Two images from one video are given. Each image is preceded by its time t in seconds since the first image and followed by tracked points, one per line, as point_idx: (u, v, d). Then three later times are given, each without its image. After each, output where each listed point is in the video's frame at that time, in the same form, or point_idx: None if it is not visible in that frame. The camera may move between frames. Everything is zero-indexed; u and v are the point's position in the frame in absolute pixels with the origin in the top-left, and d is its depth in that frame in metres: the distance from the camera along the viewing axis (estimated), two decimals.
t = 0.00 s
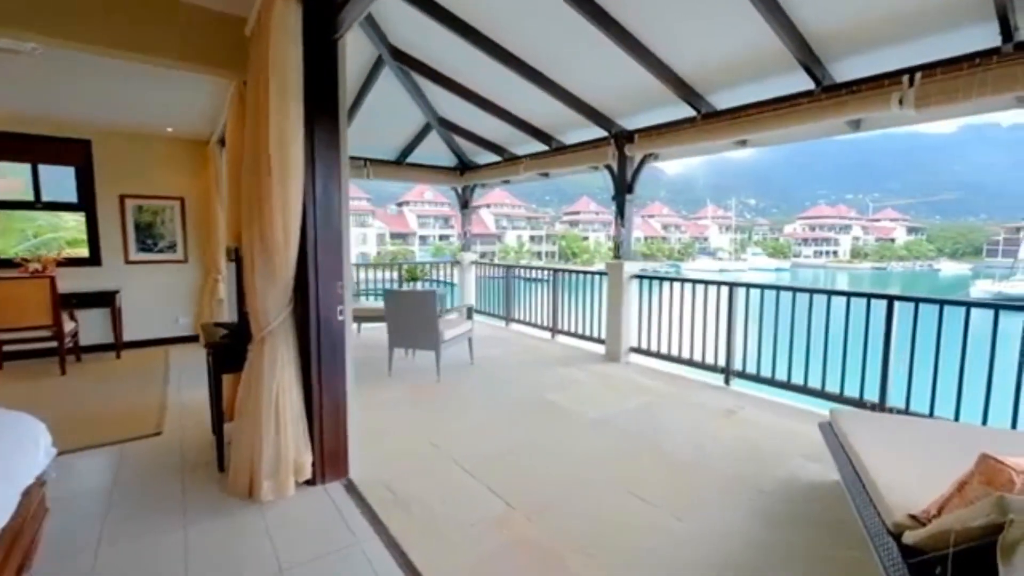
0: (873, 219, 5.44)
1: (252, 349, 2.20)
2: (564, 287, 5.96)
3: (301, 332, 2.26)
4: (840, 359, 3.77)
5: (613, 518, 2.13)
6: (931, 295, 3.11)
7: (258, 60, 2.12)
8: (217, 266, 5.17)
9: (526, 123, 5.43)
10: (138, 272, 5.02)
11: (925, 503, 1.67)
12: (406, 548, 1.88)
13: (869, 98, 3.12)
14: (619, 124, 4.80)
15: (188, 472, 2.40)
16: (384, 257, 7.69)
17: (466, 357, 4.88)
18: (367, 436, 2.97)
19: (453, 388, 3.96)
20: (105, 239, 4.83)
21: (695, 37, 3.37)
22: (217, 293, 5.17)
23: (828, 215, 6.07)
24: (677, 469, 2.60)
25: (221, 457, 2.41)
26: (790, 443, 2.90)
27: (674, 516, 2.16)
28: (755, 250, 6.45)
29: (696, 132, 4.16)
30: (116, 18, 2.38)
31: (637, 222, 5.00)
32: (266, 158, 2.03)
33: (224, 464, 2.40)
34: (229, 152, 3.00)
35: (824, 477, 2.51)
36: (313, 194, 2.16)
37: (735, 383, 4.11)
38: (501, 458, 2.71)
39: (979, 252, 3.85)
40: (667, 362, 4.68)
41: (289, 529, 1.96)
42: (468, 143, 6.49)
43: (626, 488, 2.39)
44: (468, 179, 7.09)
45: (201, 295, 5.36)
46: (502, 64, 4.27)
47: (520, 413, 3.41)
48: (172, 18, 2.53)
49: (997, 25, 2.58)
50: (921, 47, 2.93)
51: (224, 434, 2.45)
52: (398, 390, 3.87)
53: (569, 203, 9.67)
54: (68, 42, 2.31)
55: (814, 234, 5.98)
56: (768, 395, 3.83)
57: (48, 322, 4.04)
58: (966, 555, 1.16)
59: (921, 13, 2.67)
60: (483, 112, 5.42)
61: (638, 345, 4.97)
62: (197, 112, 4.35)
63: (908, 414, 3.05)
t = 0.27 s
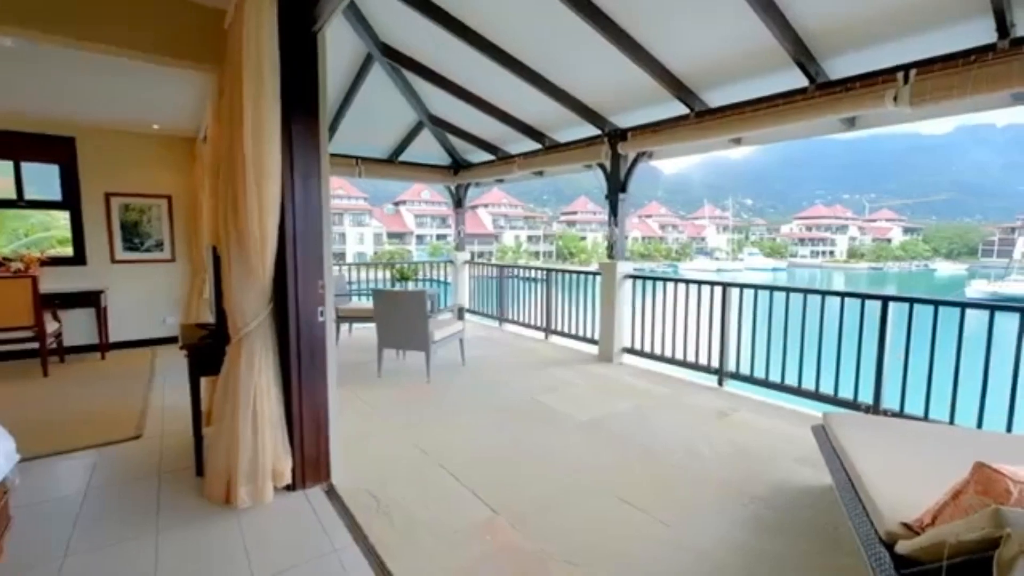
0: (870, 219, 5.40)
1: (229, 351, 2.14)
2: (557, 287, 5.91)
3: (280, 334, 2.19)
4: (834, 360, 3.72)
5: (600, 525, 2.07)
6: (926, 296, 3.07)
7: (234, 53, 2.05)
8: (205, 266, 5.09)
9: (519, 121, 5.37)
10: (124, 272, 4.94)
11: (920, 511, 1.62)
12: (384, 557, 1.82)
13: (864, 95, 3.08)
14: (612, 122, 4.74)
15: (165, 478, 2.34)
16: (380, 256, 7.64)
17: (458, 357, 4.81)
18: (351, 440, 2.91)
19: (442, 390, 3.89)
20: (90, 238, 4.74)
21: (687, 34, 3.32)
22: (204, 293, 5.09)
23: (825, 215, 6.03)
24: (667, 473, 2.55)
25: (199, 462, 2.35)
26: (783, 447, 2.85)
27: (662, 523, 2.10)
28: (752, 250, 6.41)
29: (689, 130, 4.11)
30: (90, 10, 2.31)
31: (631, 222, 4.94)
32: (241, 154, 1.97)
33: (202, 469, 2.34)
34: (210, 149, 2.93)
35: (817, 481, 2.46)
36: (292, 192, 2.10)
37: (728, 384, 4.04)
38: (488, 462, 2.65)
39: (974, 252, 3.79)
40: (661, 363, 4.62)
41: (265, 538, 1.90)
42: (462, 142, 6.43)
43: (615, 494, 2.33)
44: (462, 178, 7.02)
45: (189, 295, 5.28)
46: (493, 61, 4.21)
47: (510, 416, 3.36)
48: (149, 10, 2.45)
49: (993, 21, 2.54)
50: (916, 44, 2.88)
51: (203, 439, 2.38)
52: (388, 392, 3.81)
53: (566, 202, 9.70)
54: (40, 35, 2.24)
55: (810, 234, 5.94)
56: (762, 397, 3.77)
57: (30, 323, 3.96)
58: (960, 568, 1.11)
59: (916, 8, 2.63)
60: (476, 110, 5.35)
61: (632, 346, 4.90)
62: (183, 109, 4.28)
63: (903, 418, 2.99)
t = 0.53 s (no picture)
0: (864, 219, 5.41)
1: (206, 354, 2.07)
2: (550, 287, 5.85)
3: (259, 336, 2.12)
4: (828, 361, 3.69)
5: (589, 531, 2.02)
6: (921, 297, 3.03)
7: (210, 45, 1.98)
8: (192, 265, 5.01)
9: (511, 119, 5.31)
10: (108, 271, 4.85)
11: (916, 518, 1.57)
12: (365, 567, 1.76)
13: (858, 93, 3.04)
14: (605, 119, 4.69)
15: (141, 484, 2.26)
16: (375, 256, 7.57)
17: (449, 358, 4.75)
18: (337, 444, 2.84)
19: (432, 392, 3.83)
20: (74, 237, 4.65)
21: (680, 30, 3.27)
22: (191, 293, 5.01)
23: (819, 215, 6.02)
24: (658, 477, 2.50)
25: (176, 467, 2.27)
26: (776, 449, 2.80)
27: (652, 528, 2.05)
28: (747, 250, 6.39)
29: (683, 128, 4.06)
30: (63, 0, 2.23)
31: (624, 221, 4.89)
32: (217, 149, 1.90)
33: (179, 474, 2.27)
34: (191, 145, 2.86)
35: (811, 484, 2.41)
36: (272, 188, 2.04)
37: (722, 386, 3.99)
38: (475, 466, 2.59)
39: (967, 252, 3.77)
40: (654, 363, 4.58)
41: (241, 547, 1.83)
42: (455, 140, 6.36)
43: (604, 499, 2.28)
44: (455, 176, 6.95)
45: (176, 295, 5.20)
46: (485, 57, 4.15)
47: (500, 418, 3.30)
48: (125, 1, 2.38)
49: (989, 17, 2.50)
50: (911, 40, 2.84)
51: (181, 444, 2.31)
52: (376, 395, 3.75)
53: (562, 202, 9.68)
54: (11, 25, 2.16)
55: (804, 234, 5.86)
56: (755, 398, 3.73)
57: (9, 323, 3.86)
58: None
59: (911, 4, 2.59)
60: (468, 108, 5.29)
61: (625, 347, 4.85)
62: (168, 105, 4.20)
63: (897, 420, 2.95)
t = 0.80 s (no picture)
0: (840, 220, 5.50)
1: (155, 362, 1.93)
2: (531, 287, 5.78)
3: (213, 342, 1.99)
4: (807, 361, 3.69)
5: (564, 543, 1.94)
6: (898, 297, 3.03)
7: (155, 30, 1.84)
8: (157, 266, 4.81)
9: (491, 116, 5.22)
10: (66, 272, 4.62)
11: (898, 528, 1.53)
12: None
13: (836, 91, 3.01)
14: (585, 117, 4.62)
15: (86, 503, 2.11)
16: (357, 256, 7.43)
17: (427, 360, 4.64)
18: (304, 454, 2.72)
19: (407, 396, 3.71)
20: (29, 236, 4.40)
21: (660, 26, 3.21)
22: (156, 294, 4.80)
23: (797, 215, 6.08)
24: (636, 483, 2.43)
25: (125, 483, 2.13)
26: (755, 452, 2.76)
27: (629, 538, 1.98)
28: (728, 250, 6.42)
29: (663, 126, 4.01)
30: None
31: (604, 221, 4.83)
32: (163, 142, 1.77)
33: (128, 491, 2.12)
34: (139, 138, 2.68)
35: (790, 488, 2.38)
36: (225, 186, 1.91)
37: (702, 386, 3.96)
38: (448, 475, 2.49)
39: (936, 250, 3.93)
40: (635, 364, 4.53)
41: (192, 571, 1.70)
42: (433, 137, 6.23)
43: (581, 508, 2.20)
44: (434, 175, 6.83)
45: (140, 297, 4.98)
46: (461, 52, 4.05)
47: (477, 423, 3.20)
48: None
49: (965, 16, 2.49)
50: (888, 39, 2.83)
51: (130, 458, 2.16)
52: (349, 400, 3.62)
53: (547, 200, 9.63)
54: None
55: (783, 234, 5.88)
56: (735, 399, 3.69)
57: None
58: None
59: (888, 2, 2.57)
60: (446, 104, 5.18)
61: (606, 347, 4.80)
62: (128, 98, 3.99)
63: (875, 421, 2.95)
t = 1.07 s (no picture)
0: (822, 219, 5.46)
1: (114, 370, 1.82)
2: (517, 287, 5.71)
3: (177, 348, 1.88)
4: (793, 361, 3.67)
5: (547, 553, 1.87)
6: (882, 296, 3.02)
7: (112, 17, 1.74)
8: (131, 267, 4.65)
9: (476, 114, 5.13)
10: (33, 272, 4.44)
11: (887, 536, 1.49)
12: None
13: (822, 90, 2.99)
14: (571, 115, 4.57)
15: (42, 518, 1.99)
16: (346, 255, 7.28)
17: (411, 362, 4.54)
18: (280, 463, 2.61)
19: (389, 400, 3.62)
20: None
21: (645, 22, 3.16)
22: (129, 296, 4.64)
23: (781, 215, 6.05)
24: (622, 488, 2.38)
25: (84, 497, 2.01)
26: (742, 454, 2.73)
27: (614, 547, 1.92)
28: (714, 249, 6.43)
29: (649, 125, 3.97)
30: None
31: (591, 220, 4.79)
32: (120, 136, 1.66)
33: (87, 505, 2.00)
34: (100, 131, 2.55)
35: (777, 491, 2.35)
36: (189, 182, 1.80)
37: (689, 387, 3.93)
38: (430, 482, 2.41)
39: (914, 249, 3.99)
40: (621, 365, 4.49)
41: None
42: (418, 135, 6.13)
43: (565, 515, 2.14)
44: (419, 173, 6.73)
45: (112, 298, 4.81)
46: (444, 47, 3.96)
47: (461, 427, 3.13)
48: None
49: (949, 14, 2.48)
50: (874, 36, 2.80)
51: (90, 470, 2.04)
52: (329, 404, 3.52)
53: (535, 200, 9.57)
54: None
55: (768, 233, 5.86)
56: (722, 400, 3.66)
57: None
58: None
59: None
60: (430, 101, 5.09)
61: (593, 348, 4.75)
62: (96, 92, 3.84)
63: (861, 421, 2.94)
